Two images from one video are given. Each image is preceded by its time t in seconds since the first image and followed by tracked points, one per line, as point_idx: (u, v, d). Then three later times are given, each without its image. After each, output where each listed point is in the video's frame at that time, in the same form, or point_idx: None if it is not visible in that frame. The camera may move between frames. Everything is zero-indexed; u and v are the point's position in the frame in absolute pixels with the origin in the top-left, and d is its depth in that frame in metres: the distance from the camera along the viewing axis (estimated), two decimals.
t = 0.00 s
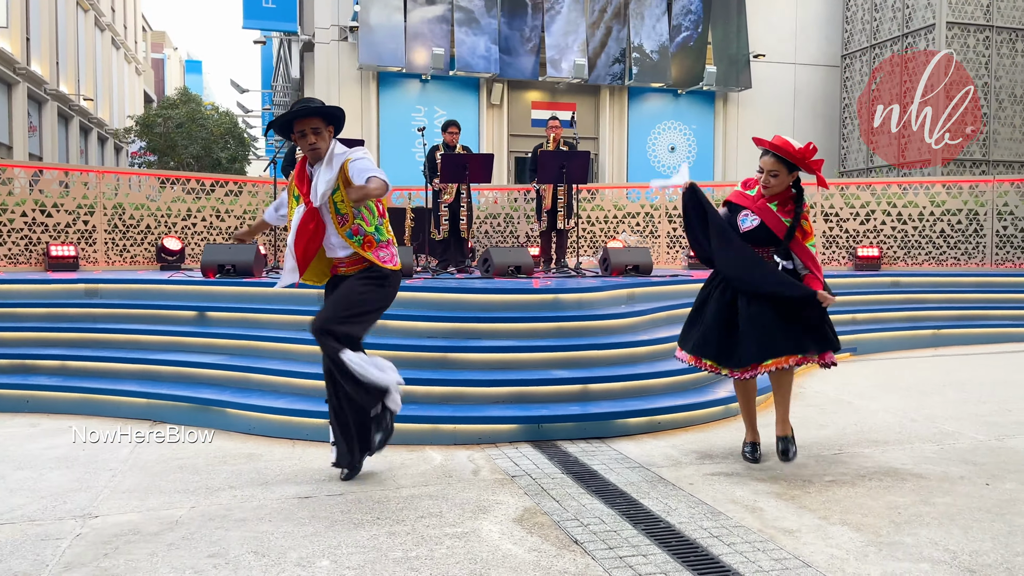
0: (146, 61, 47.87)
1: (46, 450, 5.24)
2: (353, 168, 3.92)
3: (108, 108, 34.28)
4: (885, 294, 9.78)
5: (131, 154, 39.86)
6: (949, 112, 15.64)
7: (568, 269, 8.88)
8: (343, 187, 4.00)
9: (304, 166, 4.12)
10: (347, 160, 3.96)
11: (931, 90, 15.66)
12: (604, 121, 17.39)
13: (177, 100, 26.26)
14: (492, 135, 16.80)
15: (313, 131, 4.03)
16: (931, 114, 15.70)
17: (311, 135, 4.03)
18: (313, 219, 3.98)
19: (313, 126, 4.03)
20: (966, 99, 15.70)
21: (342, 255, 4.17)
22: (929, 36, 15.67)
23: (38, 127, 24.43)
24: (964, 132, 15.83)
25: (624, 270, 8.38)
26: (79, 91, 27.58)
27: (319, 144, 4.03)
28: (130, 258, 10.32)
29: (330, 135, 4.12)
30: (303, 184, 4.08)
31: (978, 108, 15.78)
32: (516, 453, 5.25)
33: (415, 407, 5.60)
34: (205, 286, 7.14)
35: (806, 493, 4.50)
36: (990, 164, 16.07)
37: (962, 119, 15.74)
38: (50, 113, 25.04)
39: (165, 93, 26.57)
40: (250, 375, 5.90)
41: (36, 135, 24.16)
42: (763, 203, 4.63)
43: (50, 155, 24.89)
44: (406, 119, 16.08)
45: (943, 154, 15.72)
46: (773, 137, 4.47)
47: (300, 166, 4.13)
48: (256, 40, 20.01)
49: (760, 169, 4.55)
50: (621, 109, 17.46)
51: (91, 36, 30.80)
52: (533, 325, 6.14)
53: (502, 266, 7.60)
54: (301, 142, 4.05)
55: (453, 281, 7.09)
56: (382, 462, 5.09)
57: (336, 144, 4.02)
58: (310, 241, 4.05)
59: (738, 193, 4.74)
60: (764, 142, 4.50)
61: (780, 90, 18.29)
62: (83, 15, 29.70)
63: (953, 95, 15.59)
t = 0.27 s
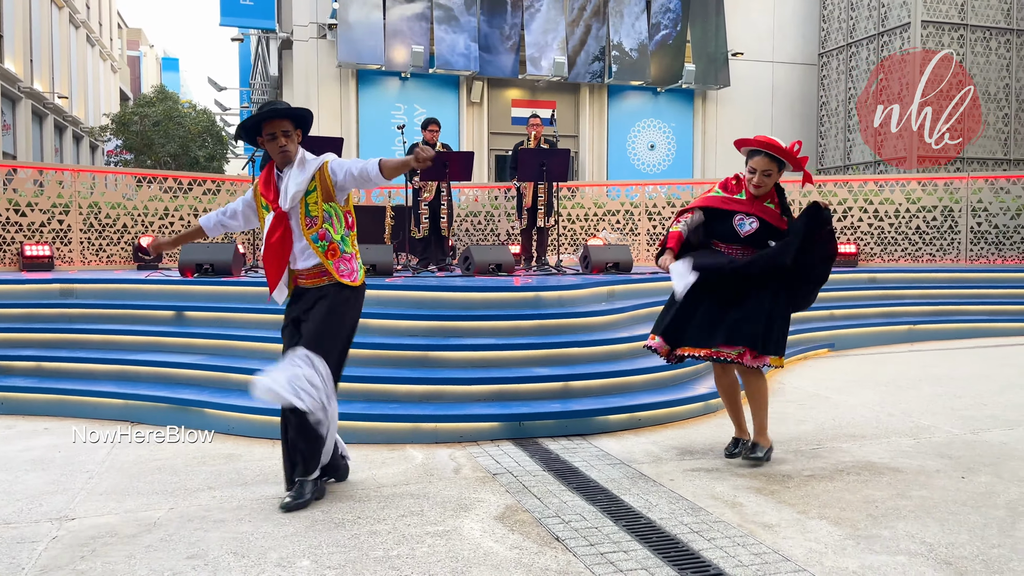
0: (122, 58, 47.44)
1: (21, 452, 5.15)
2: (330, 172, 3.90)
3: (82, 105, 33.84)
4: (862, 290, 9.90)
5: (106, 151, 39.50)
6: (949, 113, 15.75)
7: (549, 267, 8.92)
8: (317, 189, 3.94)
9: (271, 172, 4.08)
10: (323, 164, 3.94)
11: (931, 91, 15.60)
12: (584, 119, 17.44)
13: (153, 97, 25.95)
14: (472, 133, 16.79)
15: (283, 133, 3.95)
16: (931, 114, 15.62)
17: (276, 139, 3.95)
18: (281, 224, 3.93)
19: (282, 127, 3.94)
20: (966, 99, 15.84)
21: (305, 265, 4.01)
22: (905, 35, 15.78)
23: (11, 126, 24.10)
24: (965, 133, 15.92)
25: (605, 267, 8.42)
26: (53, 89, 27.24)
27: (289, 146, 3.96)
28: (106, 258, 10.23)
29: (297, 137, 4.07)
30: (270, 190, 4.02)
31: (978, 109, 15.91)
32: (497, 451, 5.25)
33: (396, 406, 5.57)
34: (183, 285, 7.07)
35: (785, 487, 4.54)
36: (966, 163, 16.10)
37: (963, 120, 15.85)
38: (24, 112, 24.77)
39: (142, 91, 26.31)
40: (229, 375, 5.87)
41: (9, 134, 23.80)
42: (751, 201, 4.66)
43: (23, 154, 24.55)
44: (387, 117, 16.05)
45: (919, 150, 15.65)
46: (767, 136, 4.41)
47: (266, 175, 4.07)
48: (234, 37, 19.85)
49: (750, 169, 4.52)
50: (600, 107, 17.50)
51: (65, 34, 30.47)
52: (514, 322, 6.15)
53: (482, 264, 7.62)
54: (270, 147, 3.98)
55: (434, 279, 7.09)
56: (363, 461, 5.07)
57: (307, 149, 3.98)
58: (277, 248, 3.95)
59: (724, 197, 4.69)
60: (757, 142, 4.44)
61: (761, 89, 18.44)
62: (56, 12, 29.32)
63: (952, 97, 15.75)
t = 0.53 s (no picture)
0: (108, 56, 47.15)
1: (9, 453, 5.12)
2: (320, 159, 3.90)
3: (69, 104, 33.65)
4: (851, 287, 9.96)
5: (94, 150, 39.33)
6: (948, 112, 15.89)
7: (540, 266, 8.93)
8: (305, 177, 3.91)
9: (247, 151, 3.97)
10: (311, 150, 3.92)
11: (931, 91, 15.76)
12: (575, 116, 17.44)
13: (141, 96, 25.81)
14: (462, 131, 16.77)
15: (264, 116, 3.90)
16: (930, 114, 15.78)
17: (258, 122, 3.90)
18: (268, 208, 3.85)
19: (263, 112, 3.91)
20: (966, 99, 16.00)
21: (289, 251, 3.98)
22: (893, 32, 15.85)
23: None
24: (964, 133, 16.09)
25: (595, 265, 8.43)
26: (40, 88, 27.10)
27: (272, 128, 3.92)
28: (94, 258, 10.18)
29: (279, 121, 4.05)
30: (250, 173, 3.92)
31: (978, 108, 16.09)
32: (488, 449, 5.24)
33: (386, 404, 5.55)
34: (172, 284, 7.04)
35: (775, 484, 4.55)
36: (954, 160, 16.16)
37: (961, 121, 16.03)
38: (9, 111, 24.64)
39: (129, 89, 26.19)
40: (218, 374, 5.85)
41: None
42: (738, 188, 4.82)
43: (10, 153, 24.40)
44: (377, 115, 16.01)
45: (907, 147, 15.76)
46: (747, 120, 4.73)
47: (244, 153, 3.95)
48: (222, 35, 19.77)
49: (739, 151, 4.70)
50: (590, 104, 17.51)
51: (52, 33, 30.33)
52: (504, 320, 6.15)
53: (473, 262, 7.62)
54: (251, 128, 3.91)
55: (424, 278, 7.09)
56: (354, 460, 5.06)
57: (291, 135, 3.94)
58: (265, 232, 3.84)
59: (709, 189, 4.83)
60: (739, 126, 4.73)
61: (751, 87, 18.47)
62: (43, 11, 29.16)
63: (950, 96, 15.91)
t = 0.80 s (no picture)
0: (105, 55, 47.14)
1: (7, 453, 5.11)
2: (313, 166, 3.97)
3: (65, 103, 33.59)
4: (848, 285, 9.97)
5: (91, 150, 39.33)
6: (948, 113, 15.91)
7: (537, 264, 8.92)
8: (297, 183, 3.92)
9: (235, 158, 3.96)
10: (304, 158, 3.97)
11: (930, 91, 15.79)
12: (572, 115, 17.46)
13: (138, 96, 25.79)
14: (459, 130, 16.77)
15: (253, 113, 3.96)
16: (930, 114, 15.81)
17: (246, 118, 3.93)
18: (262, 215, 3.77)
19: (254, 111, 3.97)
20: (965, 99, 16.03)
21: (277, 262, 3.91)
22: (889, 30, 15.87)
23: None
24: (963, 133, 16.12)
25: (593, 263, 8.43)
26: (36, 87, 27.08)
27: (260, 125, 3.93)
28: (91, 257, 10.17)
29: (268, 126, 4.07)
30: (242, 179, 3.87)
31: (977, 108, 16.11)
32: (486, 448, 5.24)
33: (384, 404, 5.55)
34: (168, 284, 7.04)
35: (773, 482, 4.56)
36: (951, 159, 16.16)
37: (960, 121, 16.06)
38: (6, 111, 24.64)
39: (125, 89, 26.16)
40: (216, 374, 5.85)
41: None
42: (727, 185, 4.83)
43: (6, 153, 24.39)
44: (374, 113, 15.99)
45: (903, 146, 15.76)
46: (735, 119, 4.86)
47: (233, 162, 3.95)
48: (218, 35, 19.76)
49: (728, 148, 4.75)
50: (587, 103, 17.51)
51: (48, 32, 30.27)
52: (502, 319, 6.16)
53: (470, 261, 7.62)
54: (239, 132, 3.93)
55: (421, 277, 7.10)
56: (351, 459, 5.06)
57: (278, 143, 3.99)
58: (262, 239, 3.77)
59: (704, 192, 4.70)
60: (729, 123, 4.84)
61: (748, 85, 18.49)
62: (39, 10, 29.15)
63: (949, 96, 15.94)
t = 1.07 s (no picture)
0: (105, 55, 47.18)
1: (7, 453, 5.11)
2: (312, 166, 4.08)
3: (65, 103, 33.62)
4: (848, 285, 9.98)
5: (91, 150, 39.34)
6: (948, 112, 15.90)
7: (537, 264, 8.93)
8: (301, 180, 3.98)
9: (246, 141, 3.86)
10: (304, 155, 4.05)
11: (930, 91, 15.79)
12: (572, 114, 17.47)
13: (138, 95, 25.78)
14: (459, 130, 16.77)
15: (277, 106, 3.87)
16: (930, 114, 15.81)
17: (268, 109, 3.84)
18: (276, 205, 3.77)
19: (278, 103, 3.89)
20: (966, 99, 16.04)
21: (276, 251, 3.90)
22: (889, 29, 15.87)
23: None
24: (963, 133, 16.12)
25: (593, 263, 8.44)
26: (36, 87, 27.11)
27: (282, 120, 3.90)
28: (91, 257, 10.17)
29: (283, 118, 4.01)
30: (251, 163, 3.79)
31: (977, 107, 16.12)
32: (486, 447, 5.24)
33: (384, 403, 5.55)
34: (168, 283, 7.04)
35: (774, 481, 4.56)
36: (951, 158, 16.15)
37: (960, 121, 16.06)
38: (6, 111, 24.66)
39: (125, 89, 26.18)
40: (217, 373, 5.84)
41: None
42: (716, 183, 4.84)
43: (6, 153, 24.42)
44: (374, 113, 15.99)
45: (903, 145, 15.76)
46: (715, 115, 4.82)
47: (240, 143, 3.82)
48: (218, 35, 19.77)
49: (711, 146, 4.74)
50: (588, 103, 17.51)
51: (48, 32, 30.29)
52: (502, 318, 6.16)
53: (470, 261, 7.62)
54: (254, 121, 3.84)
55: (421, 276, 7.10)
56: (352, 459, 5.05)
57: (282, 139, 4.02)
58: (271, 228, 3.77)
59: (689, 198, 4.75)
60: (710, 120, 4.80)
61: (748, 85, 18.49)
62: (39, 10, 29.18)
63: (949, 95, 15.94)
